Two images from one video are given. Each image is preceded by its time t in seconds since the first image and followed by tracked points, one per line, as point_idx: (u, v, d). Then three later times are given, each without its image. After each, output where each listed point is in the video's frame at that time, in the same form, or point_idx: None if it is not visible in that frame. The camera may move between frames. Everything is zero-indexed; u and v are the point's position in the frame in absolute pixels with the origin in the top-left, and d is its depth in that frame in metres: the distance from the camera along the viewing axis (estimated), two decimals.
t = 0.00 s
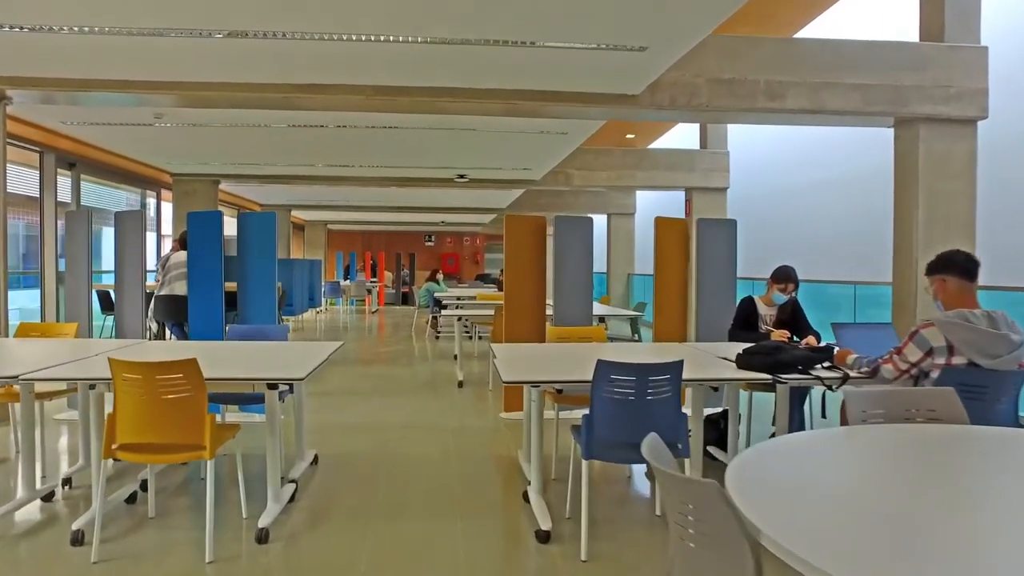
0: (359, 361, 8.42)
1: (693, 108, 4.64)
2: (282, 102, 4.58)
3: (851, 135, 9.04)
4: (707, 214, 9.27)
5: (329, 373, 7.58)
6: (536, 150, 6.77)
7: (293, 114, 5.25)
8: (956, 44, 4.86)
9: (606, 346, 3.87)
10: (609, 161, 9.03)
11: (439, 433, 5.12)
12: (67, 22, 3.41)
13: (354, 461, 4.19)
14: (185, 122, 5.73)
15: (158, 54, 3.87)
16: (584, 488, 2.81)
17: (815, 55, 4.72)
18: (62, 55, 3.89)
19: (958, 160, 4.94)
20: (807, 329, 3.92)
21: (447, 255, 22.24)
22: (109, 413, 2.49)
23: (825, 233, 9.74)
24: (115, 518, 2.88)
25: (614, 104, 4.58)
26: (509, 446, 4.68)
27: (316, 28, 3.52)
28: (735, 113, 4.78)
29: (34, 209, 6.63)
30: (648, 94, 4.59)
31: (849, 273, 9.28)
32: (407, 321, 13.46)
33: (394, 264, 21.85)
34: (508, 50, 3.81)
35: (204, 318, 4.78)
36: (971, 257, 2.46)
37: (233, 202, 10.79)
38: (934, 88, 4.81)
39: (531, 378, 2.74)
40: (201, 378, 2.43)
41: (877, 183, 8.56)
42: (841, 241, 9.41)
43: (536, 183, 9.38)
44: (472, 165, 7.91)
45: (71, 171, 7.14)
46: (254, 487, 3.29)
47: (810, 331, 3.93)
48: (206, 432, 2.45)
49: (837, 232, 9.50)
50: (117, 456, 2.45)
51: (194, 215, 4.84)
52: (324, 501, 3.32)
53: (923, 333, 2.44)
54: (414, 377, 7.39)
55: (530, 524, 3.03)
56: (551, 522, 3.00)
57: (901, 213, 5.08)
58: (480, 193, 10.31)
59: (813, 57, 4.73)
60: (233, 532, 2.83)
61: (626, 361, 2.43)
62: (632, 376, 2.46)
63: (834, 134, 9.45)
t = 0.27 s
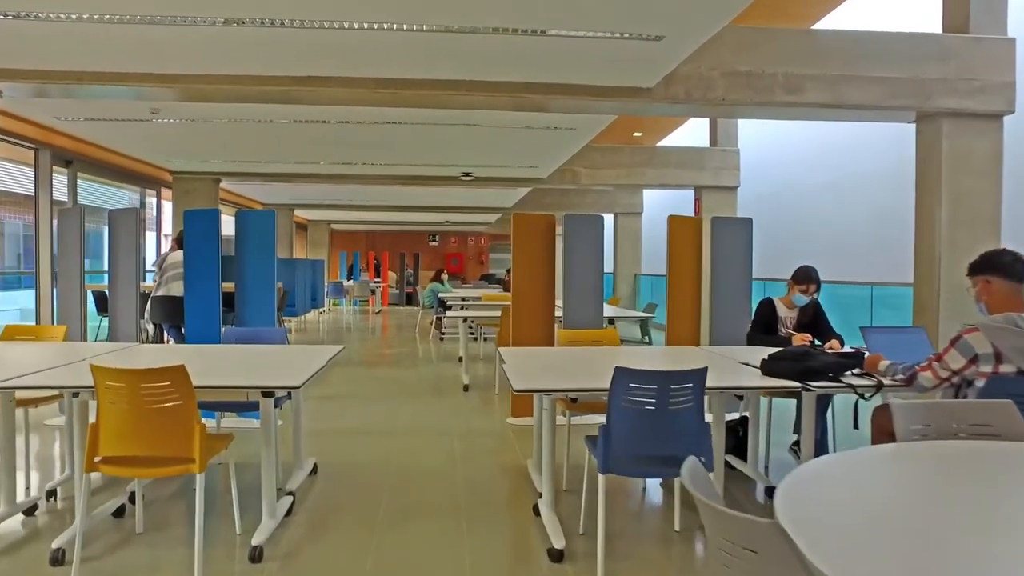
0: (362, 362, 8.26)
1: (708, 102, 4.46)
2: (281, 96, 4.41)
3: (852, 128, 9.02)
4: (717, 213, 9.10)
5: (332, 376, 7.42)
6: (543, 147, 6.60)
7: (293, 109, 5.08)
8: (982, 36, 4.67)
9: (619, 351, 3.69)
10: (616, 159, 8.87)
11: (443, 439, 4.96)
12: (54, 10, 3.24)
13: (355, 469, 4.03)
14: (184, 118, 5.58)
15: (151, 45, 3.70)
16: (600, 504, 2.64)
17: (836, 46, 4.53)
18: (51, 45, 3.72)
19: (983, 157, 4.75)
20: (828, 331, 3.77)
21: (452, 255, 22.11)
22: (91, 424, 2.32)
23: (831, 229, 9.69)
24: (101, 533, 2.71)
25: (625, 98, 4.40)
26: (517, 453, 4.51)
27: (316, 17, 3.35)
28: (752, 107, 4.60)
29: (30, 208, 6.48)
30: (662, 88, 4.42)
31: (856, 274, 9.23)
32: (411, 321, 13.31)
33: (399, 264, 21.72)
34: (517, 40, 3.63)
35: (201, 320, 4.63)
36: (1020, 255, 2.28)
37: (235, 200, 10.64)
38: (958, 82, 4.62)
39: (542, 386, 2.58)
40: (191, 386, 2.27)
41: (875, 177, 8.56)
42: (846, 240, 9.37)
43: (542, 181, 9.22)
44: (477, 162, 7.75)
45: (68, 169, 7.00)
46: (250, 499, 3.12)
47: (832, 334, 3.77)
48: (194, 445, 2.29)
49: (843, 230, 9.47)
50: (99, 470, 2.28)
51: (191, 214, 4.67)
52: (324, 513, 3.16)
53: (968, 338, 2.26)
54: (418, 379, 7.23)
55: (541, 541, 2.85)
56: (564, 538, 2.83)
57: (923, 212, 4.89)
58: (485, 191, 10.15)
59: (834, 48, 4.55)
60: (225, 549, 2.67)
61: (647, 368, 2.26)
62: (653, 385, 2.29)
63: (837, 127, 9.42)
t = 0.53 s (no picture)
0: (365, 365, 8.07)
1: (728, 93, 4.25)
2: (278, 86, 4.21)
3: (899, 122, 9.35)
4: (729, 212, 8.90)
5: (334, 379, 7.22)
6: (552, 143, 6.39)
7: (293, 101, 4.88)
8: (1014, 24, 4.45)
9: (636, 355, 3.48)
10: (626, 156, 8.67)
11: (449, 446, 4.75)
12: None
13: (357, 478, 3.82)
14: (181, 111, 5.38)
15: (142, 30, 3.50)
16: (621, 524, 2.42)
17: (862, 35, 4.32)
18: (35, 31, 3.52)
19: (1014, 151, 4.53)
20: (857, 333, 3.54)
21: (456, 256, 21.93)
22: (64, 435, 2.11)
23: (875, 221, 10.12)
24: (81, 552, 2.51)
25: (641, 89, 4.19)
26: (526, 462, 4.31)
27: None
28: (773, 99, 4.38)
29: (23, 205, 6.29)
30: (678, 78, 4.21)
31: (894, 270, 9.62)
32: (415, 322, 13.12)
33: (403, 264, 21.56)
34: (528, 25, 3.42)
35: (195, 322, 4.43)
36: None
37: (236, 199, 10.45)
38: (989, 73, 4.41)
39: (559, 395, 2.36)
40: (177, 395, 2.07)
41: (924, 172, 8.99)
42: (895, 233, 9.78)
43: (549, 179, 9.02)
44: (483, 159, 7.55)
45: (63, 166, 6.84)
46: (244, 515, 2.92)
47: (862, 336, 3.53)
48: (178, 459, 2.08)
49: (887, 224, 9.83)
50: (72, 487, 2.07)
51: (186, 210, 4.47)
52: (323, 529, 2.95)
53: None
54: (423, 383, 7.03)
55: (555, 562, 2.64)
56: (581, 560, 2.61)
57: (951, 209, 4.67)
58: (491, 190, 9.95)
59: (859, 37, 4.33)
60: (212, 571, 2.46)
61: (675, 377, 2.05)
62: (683, 394, 2.07)
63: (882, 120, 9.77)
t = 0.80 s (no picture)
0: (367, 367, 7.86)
1: (748, 84, 4.04)
2: (276, 78, 4.01)
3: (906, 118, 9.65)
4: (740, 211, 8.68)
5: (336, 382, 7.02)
6: (561, 139, 6.19)
7: (292, 94, 4.68)
8: None
9: (655, 361, 3.27)
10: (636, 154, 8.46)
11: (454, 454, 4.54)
12: None
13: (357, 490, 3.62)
14: (176, 105, 5.19)
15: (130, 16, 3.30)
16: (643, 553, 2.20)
17: (889, 23, 4.10)
18: (18, 17, 3.32)
19: None
20: (891, 336, 3.33)
21: (461, 255, 21.72)
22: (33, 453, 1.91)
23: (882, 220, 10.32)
24: None
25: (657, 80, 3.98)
26: (535, 472, 4.09)
27: None
28: (795, 90, 4.17)
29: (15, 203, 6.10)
30: (697, 68, 4.00)
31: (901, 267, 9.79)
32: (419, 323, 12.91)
33: (407, 264, 21.35)
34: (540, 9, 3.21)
35: (189, 325, 4.23)
36: None
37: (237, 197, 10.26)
38: None
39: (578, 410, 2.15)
40: (156, 411, 1.87)
41: (935, 167, 9.25)
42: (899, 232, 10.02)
43: (556, 177, 8.80)
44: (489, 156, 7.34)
45: (58, 162, 6.65)
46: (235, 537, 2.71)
47: (895, 340, 3.32)
48: (158, 479, 1.89)
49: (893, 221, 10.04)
50: (42, 512, 1.88)
51: (180, 207, 4.27)
52: (320, 550, 2.74)
53: None
54: (427, 386, 6.83)
55: None
56: None
57: (981, 206, 4.45)
58: (497, 188, 9.74)
59: (887, 25, 4.12)
60: None
61: (709, 393, 1.85)
62: (718, 411, 1.88)
63: (891, 116, 10.07)
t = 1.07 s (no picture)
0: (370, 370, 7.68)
1: (767, 74, 3.85)
2: (271, 69, 3.83)
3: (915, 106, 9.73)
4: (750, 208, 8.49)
5: (337, 386, 6.84)
6: (568, 135, 6.00)
7: (289, 86, 4.49)
8: None
9: (672, 367, 3.07)
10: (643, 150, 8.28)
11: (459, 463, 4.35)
12: None
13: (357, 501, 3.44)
14: (171, 100, 5.02)
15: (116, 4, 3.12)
16: None
17: (915, 9, 3.91)
18: None
19: None
20: (922, 341, 3.15)
21: (465, 255, 21.54)
22: None
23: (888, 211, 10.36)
24: None
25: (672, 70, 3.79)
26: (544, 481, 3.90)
27: None
28: (816, 82, 3.98)
29: (8, 201, 5.94)
30: (713, 58, 3.81)
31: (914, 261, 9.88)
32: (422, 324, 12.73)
33: (410, 263, 21.19)
34: None
35: (184, 328, 4.06)
36: None
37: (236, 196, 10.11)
38: None
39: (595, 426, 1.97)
40: (131, 428, 1.69)
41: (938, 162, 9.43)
42: (906, 224, 10.03)
43: (562, 175, 8.61)
44: (494, 153, 7.16)
45: (54, 161, 6.45)
46: (221, 561, 2.51)
47: (930, 346, 3.13)
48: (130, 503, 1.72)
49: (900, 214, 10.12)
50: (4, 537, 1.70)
51: (170, 205, 4.08)
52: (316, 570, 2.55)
53: None
54: (431, 389, 6.65)
55: None
56: None
57: (1010, 200, 4.25)
58: (502, 186, 9.55)
59: (912, 12, 3.93)
60: None
61: (744, 407, 1.69)
62: (752, 427, 1.71)
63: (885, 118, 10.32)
